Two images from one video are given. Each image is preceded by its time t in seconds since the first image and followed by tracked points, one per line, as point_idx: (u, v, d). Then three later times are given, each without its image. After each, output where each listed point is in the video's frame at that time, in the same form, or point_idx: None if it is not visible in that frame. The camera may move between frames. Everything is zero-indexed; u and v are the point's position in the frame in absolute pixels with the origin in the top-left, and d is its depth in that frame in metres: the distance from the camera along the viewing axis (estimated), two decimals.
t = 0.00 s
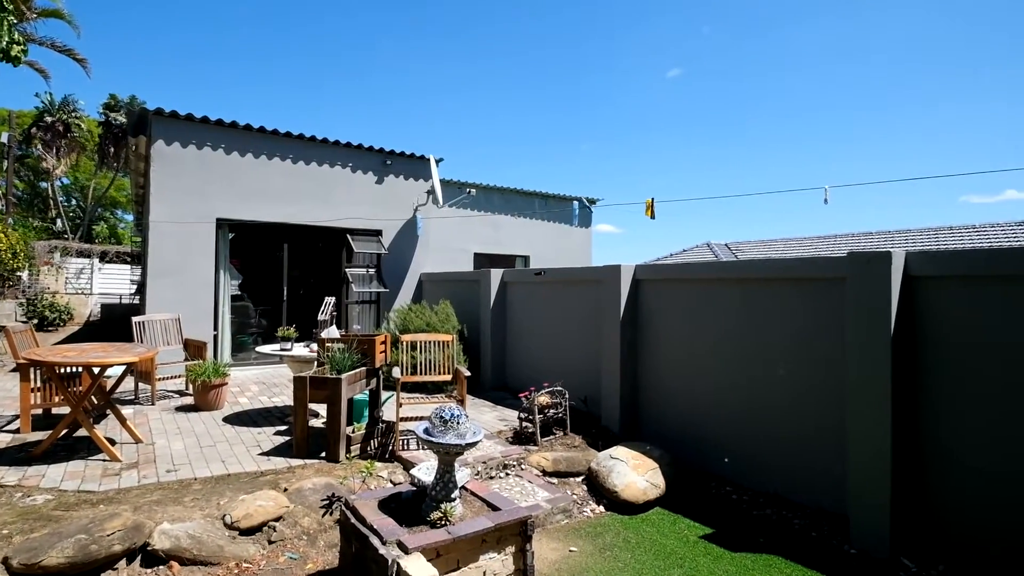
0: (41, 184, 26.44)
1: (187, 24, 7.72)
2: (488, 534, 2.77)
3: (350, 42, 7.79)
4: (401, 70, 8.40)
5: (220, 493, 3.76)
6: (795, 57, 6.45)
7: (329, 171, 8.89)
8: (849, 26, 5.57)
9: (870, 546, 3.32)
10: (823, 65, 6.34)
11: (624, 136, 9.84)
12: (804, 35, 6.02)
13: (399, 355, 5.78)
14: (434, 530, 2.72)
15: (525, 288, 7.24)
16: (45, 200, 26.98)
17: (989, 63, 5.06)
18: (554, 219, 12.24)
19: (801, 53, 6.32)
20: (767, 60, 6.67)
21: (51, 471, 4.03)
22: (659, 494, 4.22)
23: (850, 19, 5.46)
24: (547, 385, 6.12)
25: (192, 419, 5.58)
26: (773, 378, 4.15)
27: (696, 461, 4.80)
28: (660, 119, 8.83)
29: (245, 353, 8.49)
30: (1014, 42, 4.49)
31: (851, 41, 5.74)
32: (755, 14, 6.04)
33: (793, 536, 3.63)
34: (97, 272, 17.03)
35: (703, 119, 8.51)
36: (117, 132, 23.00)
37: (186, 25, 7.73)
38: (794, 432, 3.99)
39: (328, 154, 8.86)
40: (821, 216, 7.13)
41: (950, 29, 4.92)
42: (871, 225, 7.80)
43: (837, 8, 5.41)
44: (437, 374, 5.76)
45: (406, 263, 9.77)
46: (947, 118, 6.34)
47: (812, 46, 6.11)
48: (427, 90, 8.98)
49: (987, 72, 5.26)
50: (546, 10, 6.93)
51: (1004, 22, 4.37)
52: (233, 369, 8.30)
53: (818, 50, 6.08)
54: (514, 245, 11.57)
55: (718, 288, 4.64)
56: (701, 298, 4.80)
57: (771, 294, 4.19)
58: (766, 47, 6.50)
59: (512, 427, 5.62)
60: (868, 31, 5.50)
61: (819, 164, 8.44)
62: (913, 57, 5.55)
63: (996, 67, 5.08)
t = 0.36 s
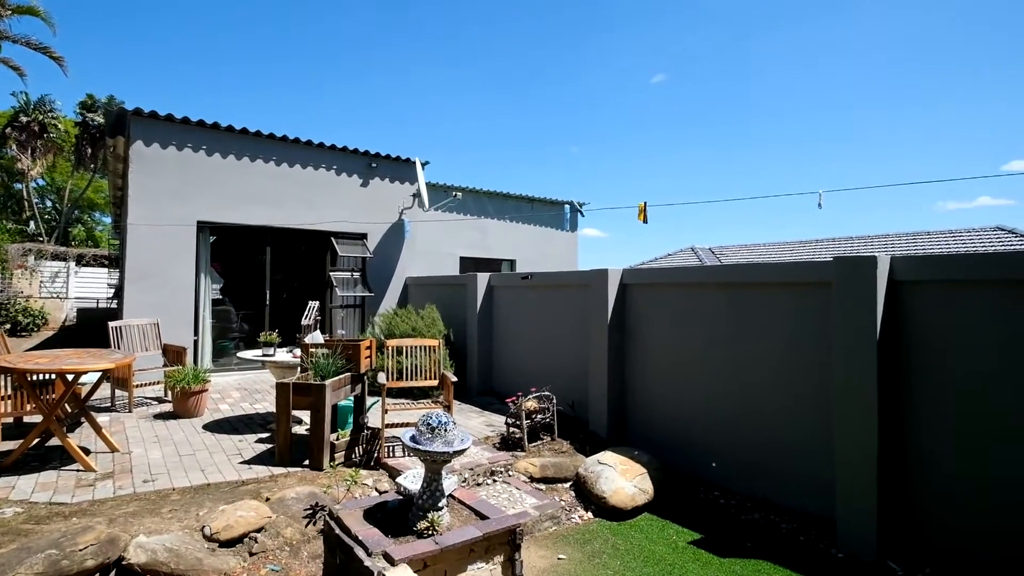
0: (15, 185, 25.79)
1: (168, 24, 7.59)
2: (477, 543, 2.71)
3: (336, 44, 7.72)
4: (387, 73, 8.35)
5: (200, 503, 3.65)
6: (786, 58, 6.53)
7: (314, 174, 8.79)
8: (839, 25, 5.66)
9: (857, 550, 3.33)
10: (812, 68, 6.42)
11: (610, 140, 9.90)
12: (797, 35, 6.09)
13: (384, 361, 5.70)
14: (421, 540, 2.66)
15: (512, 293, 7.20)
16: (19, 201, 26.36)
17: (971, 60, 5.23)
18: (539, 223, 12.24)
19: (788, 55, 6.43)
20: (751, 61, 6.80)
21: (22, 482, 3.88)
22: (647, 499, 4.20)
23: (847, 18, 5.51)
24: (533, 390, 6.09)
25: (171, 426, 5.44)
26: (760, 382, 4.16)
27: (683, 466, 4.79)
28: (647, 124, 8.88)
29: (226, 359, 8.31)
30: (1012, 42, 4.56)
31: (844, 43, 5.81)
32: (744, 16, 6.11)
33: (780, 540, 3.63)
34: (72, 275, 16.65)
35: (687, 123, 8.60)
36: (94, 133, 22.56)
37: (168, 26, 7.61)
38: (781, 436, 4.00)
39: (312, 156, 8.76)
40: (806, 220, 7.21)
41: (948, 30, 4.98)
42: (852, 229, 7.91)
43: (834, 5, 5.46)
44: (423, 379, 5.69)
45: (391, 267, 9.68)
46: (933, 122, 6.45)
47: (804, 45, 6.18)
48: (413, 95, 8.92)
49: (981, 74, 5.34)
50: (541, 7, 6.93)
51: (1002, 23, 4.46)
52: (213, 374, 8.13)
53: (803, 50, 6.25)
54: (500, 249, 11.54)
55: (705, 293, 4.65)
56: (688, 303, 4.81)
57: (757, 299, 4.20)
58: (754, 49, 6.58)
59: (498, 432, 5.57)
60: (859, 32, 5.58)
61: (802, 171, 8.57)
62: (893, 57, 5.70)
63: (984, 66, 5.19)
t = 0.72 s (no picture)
0: None
1: (148, 25, 7.45)
2: (466, 557, 2.65)
3: (321, 48, 7.64)
4: (372, 79, 8.28)
5: (178, 518, 3.54)
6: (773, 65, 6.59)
7: (298, 179, 8.68)
8: (827, 31, 5.73)
9: (847, 557, 3.33)
10: (800, 78, 6.50)
11: (597, 147, 9.93)
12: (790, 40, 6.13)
13: (369, 369, 5.61)
14: (409, 554, 2.59)
15: (499, 299, 7.16)
16: None
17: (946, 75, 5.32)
18: (526, 229, 12.22)
19: (775, 62, 6.53)
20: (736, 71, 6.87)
21: None
22: (637, 508, 4.17)
23: (840, 22, 5.52)
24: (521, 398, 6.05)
25: (149, 437, 5.29)
26: (748, 389, 4.17)
27: (672, 474, 4.78)
28: (634, 131, 8.93)
29: (207, 367, 8.14)
30: (1013, 42, 4.44)
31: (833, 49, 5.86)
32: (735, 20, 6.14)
33: (770, 548, 3.62)
34: (48, 281, 16.25)
35: (672, 130, 8.66)
36: (72, 135, 22.11)
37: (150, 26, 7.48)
38: (770, 444, 4.01)
39: (296, 161, 8.65)
40: (792, 227, 7.29)
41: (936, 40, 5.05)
42: (835, 237, 8.01)
43: (828, 8, 5.45)
44: (410, 388, 5.61)
45: (376, 274, 9.59)
46: (914, 133, 6.57)
47: (795, 49, 6.20)
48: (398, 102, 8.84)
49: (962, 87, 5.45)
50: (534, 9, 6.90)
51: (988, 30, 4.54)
52: (194, 383, 7.95)
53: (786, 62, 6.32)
54: (486, 255, 11.50)
55: (693, 300, 4.65)
56: (676, 310, 4.80)
57: (746, 306, 4.21)
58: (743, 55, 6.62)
59: (486, 441, 5.51)
60: (845, 41, 5.65)
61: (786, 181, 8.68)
62: (873, 69, 5.78)
63: (976, 69, 5.09)
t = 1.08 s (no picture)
0: None
1: (130, 27, 7.31)
2: (456, 572, 2.60)
3: (309, 51, 7.56)
4: (359, 85, 8.20)
5: (156, 534, 3.41)
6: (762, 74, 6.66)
7: (283, 184, 8.56)
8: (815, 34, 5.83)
9: (838, 566, 3.32)
10: (790, 85, 6.58)
11: (583, 156, 9.94)
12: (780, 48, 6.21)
13: (355, 378, 5.51)
14: (398, 571, 2.53)
15: (487, 306, 7.11)
16: None
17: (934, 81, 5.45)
18: (513, 237, 12.20)
19: (763, 70, 6.60)
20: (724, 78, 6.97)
21: None
22: (627, 517, 4.13)
23: (832, 26, 5.58)
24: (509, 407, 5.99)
25: (127, 449, 5.13)
26: (736, 397, 4.17)
27: (662, 483, 4.75)
28: (623, 139, 8.96)
29: (187, 375, 7.96)
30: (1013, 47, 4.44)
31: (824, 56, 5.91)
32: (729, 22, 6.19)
33: (761, 557, 3.59)
34: (22, 288, 15.84)
35: (658, 139, 8.73)
36: (49, 139, 21.67)
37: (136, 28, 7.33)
38: (759, 451, 4.00)
39: (281, 166, 8.54)
40: (777, 234, 7.35)
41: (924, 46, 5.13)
42: (818, 245, 8.10)
43: (820, 11, 5.52)
44: (397, 397, 5.52)
45: (362, 281, 9.49)
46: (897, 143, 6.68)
47: (784, 54, 6.26)
48: (385, 110, 8.78)
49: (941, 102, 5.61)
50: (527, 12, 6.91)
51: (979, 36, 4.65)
52: (173, 392, 7.75)
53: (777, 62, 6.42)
54: (473, 262, 11.45)
55: (682, 307, 4.65)
56: (665, 317, 4.80)
57: (734, 313, 4.22)
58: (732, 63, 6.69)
59: (474, 450, 5.44)
60: (837, 45, 5.76)
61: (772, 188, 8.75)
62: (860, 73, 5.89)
63: (974, 70, 5.00)
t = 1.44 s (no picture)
0: None
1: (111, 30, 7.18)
2: None
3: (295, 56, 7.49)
4: (345, 90, 8.14)
5: (133, 551, 3.28)
6: (756, 80, 6.72)
7: (267, 190, 8.45)
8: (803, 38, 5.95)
9: None
10: (780, 86, 6.71)
11: (573, 159, 10.00)
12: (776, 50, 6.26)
13: (341, 387, 5.42)
14: None
15: (474, 314, 7.06)
16: None
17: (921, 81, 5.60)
18: (500, 244, 12.16)
19: (758, 74, 6.66)
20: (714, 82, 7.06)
21: None
22: (618, 528, 4.08)
23: (827, 28, 5.65)
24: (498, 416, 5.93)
25: (103, 461, 4.97)
26: (725, 405, 4.17)
27: (652, 493, 4.72)
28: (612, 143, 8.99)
29: (167, 385, 7.77)
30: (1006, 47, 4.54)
31: (831, 58, 5.96)
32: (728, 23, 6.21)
33: (753, 567, 3.57)
34: None
35: (647, 143, 8.81)
36: (25, 143, 21.24)
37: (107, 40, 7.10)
38: (749, 460, 3.99)
39: (266, 172, 8.44)
40: (763, 242, 7.42)
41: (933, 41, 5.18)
42: (803, 252, 8.19)
43: (810, 14, 5.63)
44: (384, 406, 5.43)
45: (348, 288, 9.38)
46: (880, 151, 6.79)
47: (778, 58, 6.32)
48: (372, 116, 8.72)
49: (944, 101, 5.61)
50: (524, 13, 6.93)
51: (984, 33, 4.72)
52: (153, 402, 7.56)
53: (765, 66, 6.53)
54: (461, 269, 11.39)
55: (670, 315, 4.65)
56: (654, 326, 4.79)
57: (722, 321, 4.22)
58: (728, 66, 6.72)
59: (462, 460, 5.36)
60: (825, 47, 5.88)
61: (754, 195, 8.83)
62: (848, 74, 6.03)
63: (965, 68, 5.14)
